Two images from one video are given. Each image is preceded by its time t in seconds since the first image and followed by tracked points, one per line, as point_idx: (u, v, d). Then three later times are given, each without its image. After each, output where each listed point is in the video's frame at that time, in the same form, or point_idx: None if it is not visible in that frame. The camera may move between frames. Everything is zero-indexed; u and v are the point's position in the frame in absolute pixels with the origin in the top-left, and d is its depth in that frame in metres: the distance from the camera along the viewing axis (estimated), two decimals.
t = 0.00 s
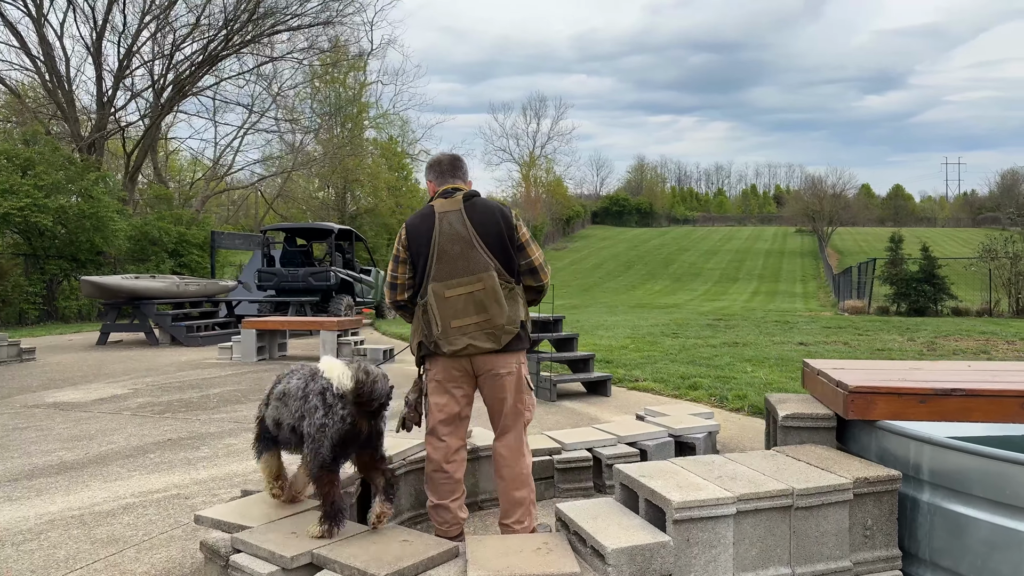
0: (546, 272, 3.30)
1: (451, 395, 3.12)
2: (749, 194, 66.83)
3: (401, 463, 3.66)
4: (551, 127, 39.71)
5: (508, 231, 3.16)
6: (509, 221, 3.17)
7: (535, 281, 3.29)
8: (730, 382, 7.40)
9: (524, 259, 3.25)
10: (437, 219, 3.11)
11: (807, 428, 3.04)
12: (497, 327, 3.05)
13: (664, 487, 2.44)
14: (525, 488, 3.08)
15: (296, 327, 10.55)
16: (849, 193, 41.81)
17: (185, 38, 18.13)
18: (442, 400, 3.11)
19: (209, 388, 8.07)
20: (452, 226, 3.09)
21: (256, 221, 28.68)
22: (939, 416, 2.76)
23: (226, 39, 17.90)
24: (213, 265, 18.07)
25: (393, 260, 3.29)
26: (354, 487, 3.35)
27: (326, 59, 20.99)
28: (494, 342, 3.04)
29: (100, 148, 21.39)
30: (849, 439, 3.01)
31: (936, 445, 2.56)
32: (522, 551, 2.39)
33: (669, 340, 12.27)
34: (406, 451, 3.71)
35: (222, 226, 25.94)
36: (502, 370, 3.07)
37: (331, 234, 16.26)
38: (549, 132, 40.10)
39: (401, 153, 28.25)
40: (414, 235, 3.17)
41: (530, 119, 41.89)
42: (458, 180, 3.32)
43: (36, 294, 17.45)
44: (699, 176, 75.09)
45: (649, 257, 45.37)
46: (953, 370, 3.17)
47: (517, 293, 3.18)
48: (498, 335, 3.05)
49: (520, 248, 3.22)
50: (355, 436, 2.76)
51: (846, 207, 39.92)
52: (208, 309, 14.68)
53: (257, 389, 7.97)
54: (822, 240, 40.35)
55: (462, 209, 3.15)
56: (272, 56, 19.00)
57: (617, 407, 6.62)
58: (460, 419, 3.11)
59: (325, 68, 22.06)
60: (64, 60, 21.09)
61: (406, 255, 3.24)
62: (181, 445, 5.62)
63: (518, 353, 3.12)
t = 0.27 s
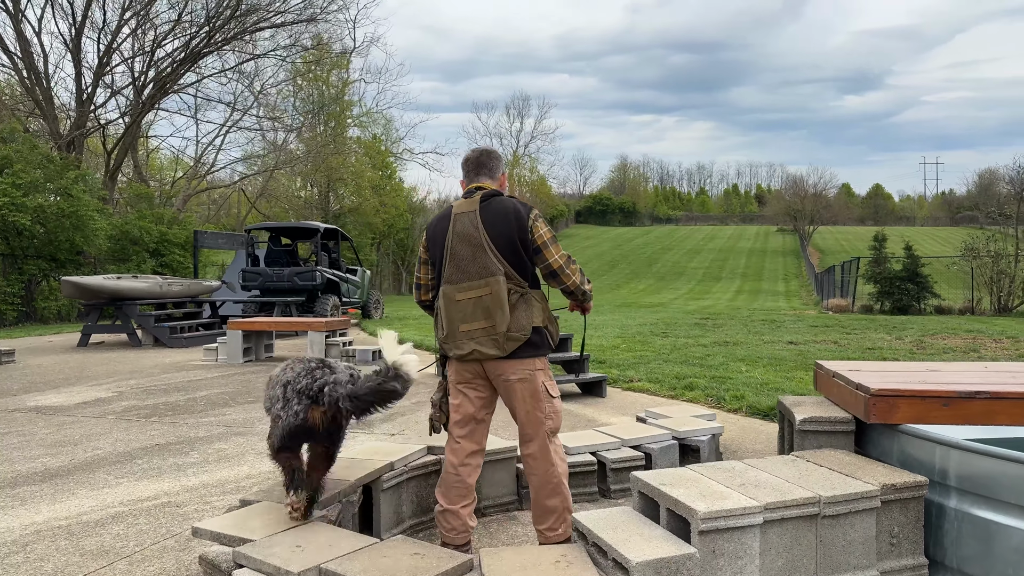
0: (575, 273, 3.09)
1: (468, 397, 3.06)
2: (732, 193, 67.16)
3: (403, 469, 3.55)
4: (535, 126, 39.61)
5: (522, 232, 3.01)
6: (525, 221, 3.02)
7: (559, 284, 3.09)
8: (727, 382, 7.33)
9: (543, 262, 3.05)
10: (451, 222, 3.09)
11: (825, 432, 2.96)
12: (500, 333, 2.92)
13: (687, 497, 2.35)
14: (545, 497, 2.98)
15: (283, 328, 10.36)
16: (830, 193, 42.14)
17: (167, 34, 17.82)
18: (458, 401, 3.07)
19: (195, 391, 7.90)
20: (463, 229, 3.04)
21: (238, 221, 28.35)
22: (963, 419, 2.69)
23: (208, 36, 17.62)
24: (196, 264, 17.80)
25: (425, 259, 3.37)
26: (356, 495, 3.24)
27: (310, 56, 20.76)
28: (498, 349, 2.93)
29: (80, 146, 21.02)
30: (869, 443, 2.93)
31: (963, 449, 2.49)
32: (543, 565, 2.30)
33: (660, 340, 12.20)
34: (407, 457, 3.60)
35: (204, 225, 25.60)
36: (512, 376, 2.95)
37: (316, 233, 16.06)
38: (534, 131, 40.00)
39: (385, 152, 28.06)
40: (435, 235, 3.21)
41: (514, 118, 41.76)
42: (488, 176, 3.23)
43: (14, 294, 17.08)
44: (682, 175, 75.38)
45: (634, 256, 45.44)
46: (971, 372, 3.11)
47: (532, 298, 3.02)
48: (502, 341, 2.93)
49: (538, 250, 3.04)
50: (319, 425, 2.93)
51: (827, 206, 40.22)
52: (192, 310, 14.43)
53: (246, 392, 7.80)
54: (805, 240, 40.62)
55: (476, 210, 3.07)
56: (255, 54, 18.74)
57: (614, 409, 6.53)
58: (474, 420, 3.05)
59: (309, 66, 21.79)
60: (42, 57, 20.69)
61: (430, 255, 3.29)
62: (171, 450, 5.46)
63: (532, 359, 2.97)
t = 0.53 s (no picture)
0: (619, 278, 2.99)
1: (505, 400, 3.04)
2: (704, 193, 67.77)
3: (398, 477, 3.44)
4: (512, 127, 39.39)
5: (563, 237, 2.94)
6: (565, 225, 2.95)
7: (602, 290, 2.99)
8: (715, 383, 7.29)
9: (586, 266, 2.96)
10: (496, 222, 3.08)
11: (836, 436, 2.89)
12: (536, 340, 2.88)
13: (706, 506, 2.27)
14: (562, 507, 2.88)
15: (261, 329, 10.15)
16: (801, 193, 42.67)
17: (137, 30, 17.44)
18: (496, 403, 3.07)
19: (173, 395, 7.68)
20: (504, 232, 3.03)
21: (211, 220, 27.90)
22: (977, 422, 2.64)
23: (180, 32, 17.26)
24: (169, 264, 17.44)
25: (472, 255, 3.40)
26: (352, 505, 3.12)
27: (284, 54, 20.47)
28: (532, 356, 2.88)
29: (47, 144, 20.51)
30: (880, 446, 2.87)
31: (982, 453, 2.42)
32: None
33: (642, 339, 12.18)
34: (402, 464, 3.49)
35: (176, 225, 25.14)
36: (548, 382, 2.90)
37: (293, 233, 15.81)
38: (510, 132, 39.90)
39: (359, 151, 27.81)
40: (481, 234, 3.22)
41: (489, 118, 41.78)
42: (536, 173, 3.18)
43: None
44: (655, 175, 75.87)
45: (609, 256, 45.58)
46: (977, 373, 3.08)
47: (571, 305, 2.96)
48: (538, 348, 2.88)
49: (581, 254, 2.96)
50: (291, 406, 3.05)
51: (799, 206, 40.72)
52: (166, 311, 14.12)
53: (225, 396, 7.60)
54: (777, 239, 41.11)
55: (519, 212, 3.04)
56: (229, 51, 18.42)
57: (604, 410, 6.45)
58: (515, 418, 3.02)
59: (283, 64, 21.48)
60: (6, 52, 20.13)
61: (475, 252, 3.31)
62: (150, 458, 5.27)
63: (569, 367, 2.91)
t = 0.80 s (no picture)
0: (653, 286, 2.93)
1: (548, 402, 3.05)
2: (670, 193, 68.41)
3: (385, 490, 3.31)
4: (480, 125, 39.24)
5: (601, 241, 2.84)
6: (603, 230, 2.84)
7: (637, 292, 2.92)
8: (695, 385, 7.26)
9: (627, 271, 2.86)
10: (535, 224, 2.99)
11: (840, 444, 2.83)
12: (565, 344, 2.81)
13: (718, 521, 2.18)
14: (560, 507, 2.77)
15: (230, 333, 9.90)
16: (765, 194, 43.27)
17: (97, 26, 16.95)
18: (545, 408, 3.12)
19: (139, 402, 7.42)
20: (543, 233, 2.94)
21: (174, 221, 27.32)
22: (984, 429, 2.59)
23: (141, 28, 16.82)
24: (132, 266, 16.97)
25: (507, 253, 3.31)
26: (339, 521, 2.99)
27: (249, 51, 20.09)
28: (562, 360, 2.81)
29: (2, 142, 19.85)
30: (885, 454, 2.81)
31: (994, 462, 2.37)
32: None
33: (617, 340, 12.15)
34: (389, 476, 3.36)
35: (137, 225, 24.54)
36: (570, 385, 2.83)
37: (260, 234, 15.49)
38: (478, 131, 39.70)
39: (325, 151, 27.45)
40: (516, 237, 3.12)
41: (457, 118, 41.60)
42: (577, 174, 3.07)
43: None
44: (622, 175, 76.36)
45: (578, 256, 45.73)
46: (978, 377, 3.04)
47: (603, 311, 2.87)
48: (564, 354, 2.80)
49: (624, 259, 2.87)
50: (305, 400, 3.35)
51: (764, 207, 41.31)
52: (129, 314, 13.73)
53: (194, 402, 7.37)
54: (742, 239, 41.64)
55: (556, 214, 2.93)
56: (192, 48, 18.00)
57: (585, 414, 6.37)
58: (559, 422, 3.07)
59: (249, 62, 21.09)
60: None
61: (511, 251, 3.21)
62: (117, 470, 5.05)
63: (593, 372, 2.81)
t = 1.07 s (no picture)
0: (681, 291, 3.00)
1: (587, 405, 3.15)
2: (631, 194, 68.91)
3: (361, 504, 3.13)
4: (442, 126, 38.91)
5: (633, 249, 2.93)
6: (636, 237, 2.92)
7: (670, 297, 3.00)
8: (668, 387, 7.19)
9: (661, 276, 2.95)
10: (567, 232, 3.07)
11: (838, 451, 2.74)
12: (601, 351, 2.89)
13: (725, 537, 2.06)
14: (592, 496, 2.76)
15: (188, 337, 9.55)
16: (724, 195, 43.81)
17: (44, 20, 16.29)
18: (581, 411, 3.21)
19: (93, 411, 7.08)
20: (575, 241, 3.02)
21: (126, 221, 26.52)
22: (987, 434, 2.52)
23: (92, 22, 16.22)
24: (83, 268, 16.38)
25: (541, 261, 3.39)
26: (314, 540, 2.81)
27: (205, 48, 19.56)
28: (598, 366, 2.89)
29: None
30: (884, 460, 2.73)
31: (1000, 468, 2.29)
32: None
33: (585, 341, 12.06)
34: (365, 490, 3.19)
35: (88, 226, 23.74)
36: (610, 391, 2.91)
37: (218, 235, 15.06)
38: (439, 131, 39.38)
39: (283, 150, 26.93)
40: (548, 246, 3.20)
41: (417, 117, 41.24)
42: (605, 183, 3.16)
43: None
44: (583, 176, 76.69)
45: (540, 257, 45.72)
46: (973, 379, 2.98)
47: (639, 317, 2.93)
48: (602, 359, 2.88)
49: (657, 264, 2.94)
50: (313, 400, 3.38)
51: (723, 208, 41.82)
52: (81, 318, 13.21)
53: (152, 410, 7.06)
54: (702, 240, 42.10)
55: (588, 222, 3.02)
56: (145, 44, 17.43)
57: (560, 418, 6.24)
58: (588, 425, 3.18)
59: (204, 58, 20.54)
60: None
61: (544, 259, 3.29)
62: (70, 484, 4.77)
63: (630, 377, 2.88)
